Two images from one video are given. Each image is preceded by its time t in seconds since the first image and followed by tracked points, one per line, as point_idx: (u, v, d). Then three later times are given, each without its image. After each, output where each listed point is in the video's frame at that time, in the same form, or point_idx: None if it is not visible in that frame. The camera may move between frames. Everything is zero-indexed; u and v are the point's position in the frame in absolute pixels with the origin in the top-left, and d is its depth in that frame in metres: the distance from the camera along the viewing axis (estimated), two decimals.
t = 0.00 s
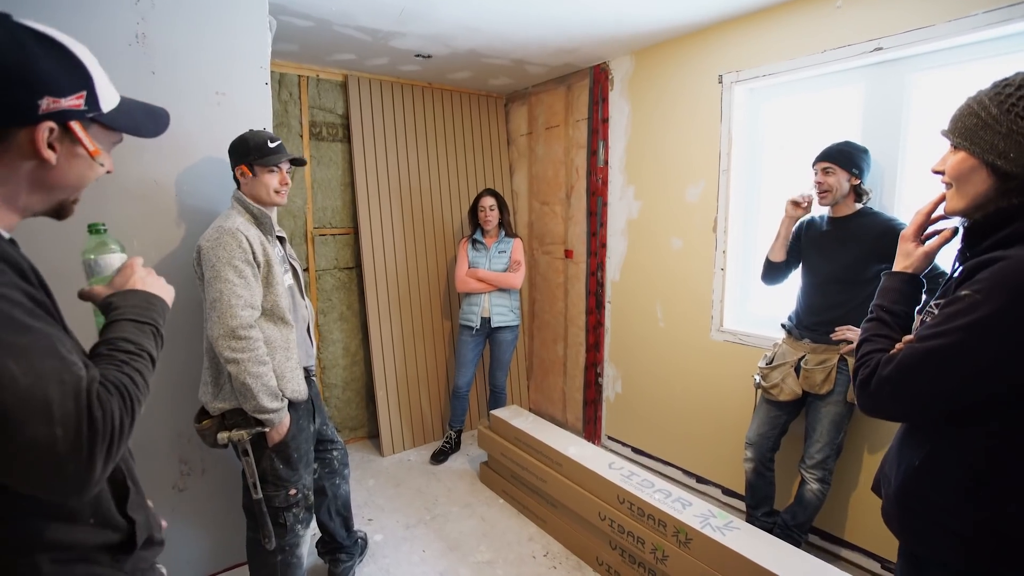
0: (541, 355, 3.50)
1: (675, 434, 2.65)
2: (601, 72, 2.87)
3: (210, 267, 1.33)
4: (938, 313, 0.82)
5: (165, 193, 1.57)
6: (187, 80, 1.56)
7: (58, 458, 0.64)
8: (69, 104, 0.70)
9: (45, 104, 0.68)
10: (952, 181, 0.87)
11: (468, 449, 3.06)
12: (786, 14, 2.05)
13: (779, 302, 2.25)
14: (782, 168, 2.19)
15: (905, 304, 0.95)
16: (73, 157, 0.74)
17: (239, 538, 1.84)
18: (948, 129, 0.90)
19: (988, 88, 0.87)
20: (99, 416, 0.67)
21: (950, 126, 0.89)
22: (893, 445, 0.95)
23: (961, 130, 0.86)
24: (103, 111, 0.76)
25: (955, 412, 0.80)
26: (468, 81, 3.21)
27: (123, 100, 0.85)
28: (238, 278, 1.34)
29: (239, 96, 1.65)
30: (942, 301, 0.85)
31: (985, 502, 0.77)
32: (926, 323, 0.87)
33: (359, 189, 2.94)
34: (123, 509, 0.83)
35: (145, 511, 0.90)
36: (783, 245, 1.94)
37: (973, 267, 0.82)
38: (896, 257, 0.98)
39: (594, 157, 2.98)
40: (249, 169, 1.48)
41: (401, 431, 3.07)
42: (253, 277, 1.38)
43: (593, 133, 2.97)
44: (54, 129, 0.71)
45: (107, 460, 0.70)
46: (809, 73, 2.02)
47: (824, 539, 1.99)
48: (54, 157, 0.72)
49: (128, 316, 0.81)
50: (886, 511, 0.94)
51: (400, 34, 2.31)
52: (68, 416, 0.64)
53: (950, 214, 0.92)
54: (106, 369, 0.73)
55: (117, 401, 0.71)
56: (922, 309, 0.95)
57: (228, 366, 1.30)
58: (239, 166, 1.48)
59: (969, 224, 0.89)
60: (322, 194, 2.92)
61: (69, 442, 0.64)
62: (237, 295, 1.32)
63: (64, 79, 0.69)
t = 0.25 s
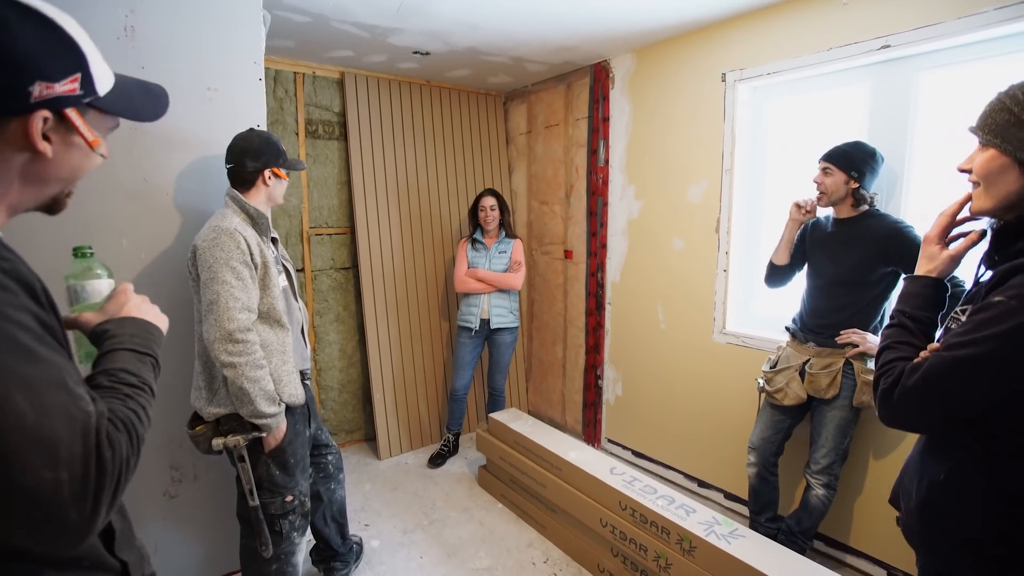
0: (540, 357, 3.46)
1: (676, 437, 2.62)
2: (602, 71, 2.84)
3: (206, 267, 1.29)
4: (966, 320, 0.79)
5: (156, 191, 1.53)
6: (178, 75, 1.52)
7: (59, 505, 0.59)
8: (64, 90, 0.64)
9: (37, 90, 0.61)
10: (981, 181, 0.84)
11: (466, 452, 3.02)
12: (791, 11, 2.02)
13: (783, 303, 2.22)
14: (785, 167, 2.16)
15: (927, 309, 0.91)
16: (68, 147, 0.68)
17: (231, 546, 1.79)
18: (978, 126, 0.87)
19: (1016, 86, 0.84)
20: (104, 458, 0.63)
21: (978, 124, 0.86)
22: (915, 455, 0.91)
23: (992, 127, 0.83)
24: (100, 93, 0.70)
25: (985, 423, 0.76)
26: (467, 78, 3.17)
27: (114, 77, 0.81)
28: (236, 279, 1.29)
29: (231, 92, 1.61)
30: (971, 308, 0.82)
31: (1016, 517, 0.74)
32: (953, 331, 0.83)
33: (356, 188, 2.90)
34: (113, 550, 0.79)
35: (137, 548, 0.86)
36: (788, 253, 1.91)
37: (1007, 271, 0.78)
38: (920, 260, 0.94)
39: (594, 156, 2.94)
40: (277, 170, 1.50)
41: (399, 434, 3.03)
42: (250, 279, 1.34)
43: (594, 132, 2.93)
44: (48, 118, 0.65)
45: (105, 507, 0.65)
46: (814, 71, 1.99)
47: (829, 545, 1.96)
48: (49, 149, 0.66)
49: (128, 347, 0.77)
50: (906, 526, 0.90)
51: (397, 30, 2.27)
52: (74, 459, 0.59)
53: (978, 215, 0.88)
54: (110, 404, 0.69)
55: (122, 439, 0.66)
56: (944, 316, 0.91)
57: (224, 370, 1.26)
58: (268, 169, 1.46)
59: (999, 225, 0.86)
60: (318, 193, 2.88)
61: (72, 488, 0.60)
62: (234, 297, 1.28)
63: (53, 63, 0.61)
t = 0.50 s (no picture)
0: (539, 357, 3.43)
1: (676, 438, 2.59)
2: (601, 68, 2.81)
3: (203, 264, 1.26)
4: (984, 320, 0.76)
5: (149, 188, 1.50)
6: (172, 71, 1.49)
7: (99, 507, 0.58)
8: (48, 67, 0.59)
9: (19, 67, 0.57)
10: (1000, 175, 0.83)
11: (465, 453, 2.99)
12: (793, 7, 1.99)
13: (785, 303, 2.20)
14: (787, 166, 2.14)
15: (943, 309, 0.88)
16: (55, 130, 0.63)
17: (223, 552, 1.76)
18: (997, 119, 0.84)
19: None
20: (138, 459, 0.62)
21: (998, 117, 0.84)
22: (927, 461, 0.89)
23: (1011, 119, 0.81)
24: (86, 72, 0.65)
25: (1000, 429, 0.73)
26: (466, 76, 3.14)
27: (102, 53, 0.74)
28: (233, 277, 1.26)
29: (226, 87, 1.58)
30: (990, 308, 0.79)
31: None
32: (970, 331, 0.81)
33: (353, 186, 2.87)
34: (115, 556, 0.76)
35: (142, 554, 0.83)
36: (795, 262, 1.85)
37: None
38: (935, 258, 0.91)
39: (594, 155, 2.92)
40: (272, 166, 1.47)
41: (397, 434, 3.00)
42: (247, 277, 1.31)
43: (593, 130, 2.90)
44: (34, 99, 0.60)
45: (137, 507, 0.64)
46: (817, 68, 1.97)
47: (831, 548, 1.93)
48: (35, 132, 0.61)
49: (127, 346, 0.73)
50: (918, 531, 0.88)
51: (395, 26, 2.24)
52: (112, 459, 0.59)
53: (997, 211, 0.86)
54: (132, 405, 0.67)
55: (150, 442, 0.65)
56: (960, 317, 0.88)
57: (219, 369, 1.23)
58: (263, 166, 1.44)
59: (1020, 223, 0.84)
60: (315, 191, 2.85)
61: (111, 489, 0.59)
62: (231, 295, 1.25)
63: (35, 37, 0.57)
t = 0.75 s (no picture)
0: (554, 358, 3.41)
1: (693, 442, 2.55)
2: (616, 67, 2.79)
3: (219, 266, 1.27)
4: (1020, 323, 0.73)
5: (165, 192, 1.52)
6: (188, 76, 1.51)
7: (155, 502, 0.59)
8: (50, 51, 0.59)
9: (22, 53, 0.56)
10: None
11: (479, 454, 2.98)
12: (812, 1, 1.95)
13: (806, 304, 2.14)
14: (806, 164, 2.08)
15: (974, 312, 0.84)
16: (69, 119, 0.64)
17: (239, 550, 1.78)
18: None
19: None
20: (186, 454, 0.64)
21: None
22: (959, 471, 0.84)
23: None
24: (93, 55, 0.64)
25: None
26: (479, 77, 3.14)
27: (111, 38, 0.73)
28: (249, 279, 1.28)
29: (240, 90, 1.60)
30: None
31: None
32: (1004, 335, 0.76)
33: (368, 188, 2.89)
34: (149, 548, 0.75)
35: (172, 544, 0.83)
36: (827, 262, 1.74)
37: None
38: (967, 259, 0.86)
39: (609, 155, 2.89)
40: (287, 169, 1.48)
41: (412, 435, 3.01)
42: (262, 278, 1.32)
43: (608, 130, 2.87)
44: (41, 86, 0.60)
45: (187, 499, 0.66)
46: (838, 63, 1.91)
47: (856, 557, 1.88)
48: (49, 122, 0.62)
49: (150, 346, 0.71)
50: (947, 544, 0.84)
51: (407, 27, 2.25)
52: (162, 455, 0.60)
53: None
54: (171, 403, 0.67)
55: (193, 438, 0.67)
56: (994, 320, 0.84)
57: (234, 370, 1.24)
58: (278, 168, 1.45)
59: None
60: (330, 193, 2.87)
61: (163, 484, 0.60)
62: (246, 297, 1.26)
63: (32, 19, 0.57)
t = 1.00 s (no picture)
0: (575, 359, 3.40)
1: (715, 446, 2.50)
2: (638, 66, 2.76)
3: (240, 267, 1.33)
4: None
5: (191, 193, 1.59)
6: (214, 80, 1.58)
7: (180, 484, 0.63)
8: (82, 67, 0.63)
9: (57, 73, 0.61)
10: None
11: (499, 454, 3.00)
12: None
13: (832, 306, 2.08)
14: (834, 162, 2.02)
15: (994, 316, 0.80)
16: (101, 126, 0.68)
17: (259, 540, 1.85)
18: None
19: None
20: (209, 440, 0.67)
21: None
22: (980, 481, 0.81)
23: None
24: (116, 65, 0.68)
25: None
26: (501, 78, 3.15)
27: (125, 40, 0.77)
28: (269, 278, 1.32)
29: (263, 95, 1.66)
30: None
31: None
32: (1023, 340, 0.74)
33: (390, 189, 2.94)
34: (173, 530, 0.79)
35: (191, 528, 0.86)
36: (861, 259, 1.66)
37: None
38: (988, 261, 0.83)
39: (630, 154, 2.87)
40: (293, 169, 1.50)
41: (432, 433, 3.05)
42: (282, 278, 1.36)
43: (630, 129, 2.85)
44: (76, 100, 0.64)
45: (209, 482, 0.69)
46: (867, 58, 1.85)
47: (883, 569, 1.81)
48: (83, 131, 0.66)
49: (172, 342, 0.75)
50: (967, 557, 0.80)
51: (428, 31, 2.28)
52: (187, 441, 0.63)
53: None
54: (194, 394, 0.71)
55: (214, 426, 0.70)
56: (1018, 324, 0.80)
57: (255, 367, 1.29)
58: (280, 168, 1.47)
59: None
60: (354, 195, 2.94)
61: (188, 467, 0.64)
62: (267, 296, 1.31)
63: (63, 38, 0.60)
